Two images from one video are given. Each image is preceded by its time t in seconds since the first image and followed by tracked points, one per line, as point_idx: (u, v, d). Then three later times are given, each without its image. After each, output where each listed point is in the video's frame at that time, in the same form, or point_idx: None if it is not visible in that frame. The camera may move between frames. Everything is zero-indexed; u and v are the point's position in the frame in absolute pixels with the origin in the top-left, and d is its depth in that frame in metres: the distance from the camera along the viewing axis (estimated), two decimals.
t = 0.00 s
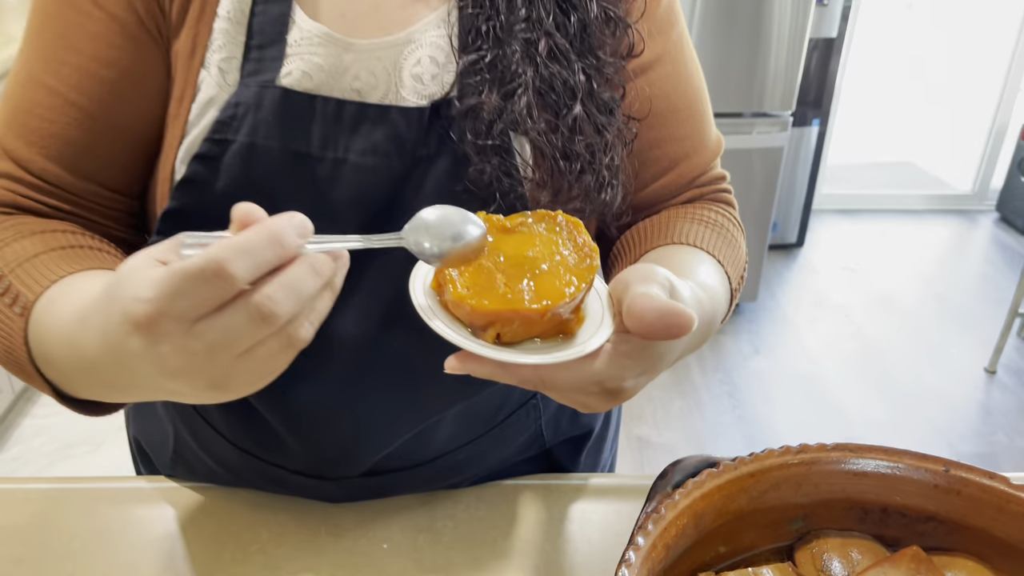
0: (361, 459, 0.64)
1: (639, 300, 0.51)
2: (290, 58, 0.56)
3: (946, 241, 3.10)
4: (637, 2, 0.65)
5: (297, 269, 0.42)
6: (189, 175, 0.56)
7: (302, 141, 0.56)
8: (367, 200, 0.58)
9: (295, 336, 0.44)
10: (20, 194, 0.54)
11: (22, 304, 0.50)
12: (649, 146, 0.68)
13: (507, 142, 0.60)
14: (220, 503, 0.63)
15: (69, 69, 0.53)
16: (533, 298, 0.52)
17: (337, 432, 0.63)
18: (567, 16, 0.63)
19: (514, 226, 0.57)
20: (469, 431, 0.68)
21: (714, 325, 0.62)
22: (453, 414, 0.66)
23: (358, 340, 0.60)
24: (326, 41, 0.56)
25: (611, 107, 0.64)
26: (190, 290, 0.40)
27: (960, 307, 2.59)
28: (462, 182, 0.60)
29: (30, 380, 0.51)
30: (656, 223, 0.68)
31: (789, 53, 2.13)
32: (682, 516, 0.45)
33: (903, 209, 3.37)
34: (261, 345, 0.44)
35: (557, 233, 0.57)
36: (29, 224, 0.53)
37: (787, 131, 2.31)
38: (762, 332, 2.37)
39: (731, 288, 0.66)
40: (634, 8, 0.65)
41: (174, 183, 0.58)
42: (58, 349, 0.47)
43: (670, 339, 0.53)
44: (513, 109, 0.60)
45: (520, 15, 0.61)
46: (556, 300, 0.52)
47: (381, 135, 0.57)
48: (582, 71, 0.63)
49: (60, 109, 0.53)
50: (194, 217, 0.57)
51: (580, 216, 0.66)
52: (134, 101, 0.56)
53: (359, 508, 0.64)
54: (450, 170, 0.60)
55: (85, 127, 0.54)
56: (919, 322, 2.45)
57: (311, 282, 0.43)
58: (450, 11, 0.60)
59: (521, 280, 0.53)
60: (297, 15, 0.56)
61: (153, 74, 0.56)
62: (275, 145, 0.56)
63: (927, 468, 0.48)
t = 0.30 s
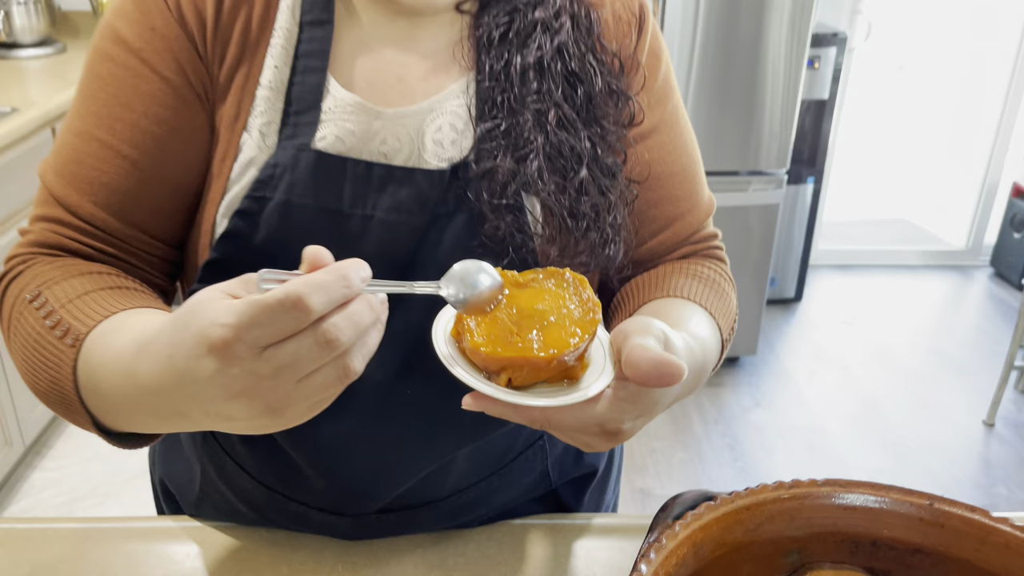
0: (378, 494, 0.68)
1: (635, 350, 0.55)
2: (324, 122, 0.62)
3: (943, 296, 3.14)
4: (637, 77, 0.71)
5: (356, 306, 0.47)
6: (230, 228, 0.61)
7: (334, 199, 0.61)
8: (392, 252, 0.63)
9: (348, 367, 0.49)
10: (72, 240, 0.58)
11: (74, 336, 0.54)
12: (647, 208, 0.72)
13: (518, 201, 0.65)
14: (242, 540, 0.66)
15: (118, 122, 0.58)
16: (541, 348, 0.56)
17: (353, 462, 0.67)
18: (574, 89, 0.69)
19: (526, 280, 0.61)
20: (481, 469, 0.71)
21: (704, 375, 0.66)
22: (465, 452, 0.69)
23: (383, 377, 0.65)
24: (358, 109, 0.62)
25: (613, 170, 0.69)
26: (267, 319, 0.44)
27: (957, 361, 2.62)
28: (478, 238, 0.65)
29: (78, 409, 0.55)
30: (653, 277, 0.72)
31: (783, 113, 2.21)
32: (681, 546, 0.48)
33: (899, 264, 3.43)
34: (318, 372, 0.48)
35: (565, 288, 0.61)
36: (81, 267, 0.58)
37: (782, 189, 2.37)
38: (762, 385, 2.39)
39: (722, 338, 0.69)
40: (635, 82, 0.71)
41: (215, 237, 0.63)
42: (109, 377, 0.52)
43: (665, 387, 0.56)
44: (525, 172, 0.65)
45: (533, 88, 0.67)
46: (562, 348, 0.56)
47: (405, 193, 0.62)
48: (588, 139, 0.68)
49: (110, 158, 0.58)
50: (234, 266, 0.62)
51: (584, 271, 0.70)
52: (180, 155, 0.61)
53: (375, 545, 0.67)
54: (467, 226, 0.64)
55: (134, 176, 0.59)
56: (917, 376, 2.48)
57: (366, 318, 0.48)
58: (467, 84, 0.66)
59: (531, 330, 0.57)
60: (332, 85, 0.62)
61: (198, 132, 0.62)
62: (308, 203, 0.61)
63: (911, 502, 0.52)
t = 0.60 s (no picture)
0: (389, 555, 0.74)
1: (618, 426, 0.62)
2: (354, 217, 0.71)
3: (933, 378, 3.20)
4: (627, 180, 0.78)
5: (402, 367, 0.54)
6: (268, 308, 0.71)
7: (361, 283, 0.71)
8: (410, 328, 0.72)
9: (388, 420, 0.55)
10: (126, 312, 0.66)
11: (132, 389, 0.61)
12: (636, 295, 0.79)
13: (522, 286, 0.73)
14: None
15: (175, 209, 0.67)
16: (541, 415, 0.62)
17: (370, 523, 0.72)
18: (571, 190, 0.77)
19: (526, 358, 0.68)
20: (483, 535, 0.76)
21: (683, 447, 0.71)
22: (469, 518, 0.74)
23: (398, 448, 0.71)
24: (384, 206, 0.71)
25: (605, 261, 0.76)
26: (333, 363, 0.51)
27: (951, 443, 2.65)
28: (486, 317, 0.73)
29: (127, 459, 0.61)
30: (641, 357, 0.78)
31: (771, 203, 2.33)
32: None
33: (890, 347, 3.50)
34: (363, 419, 0.54)
35: (563, 365, 0.68)
36: (136, 334, 0.66)
37: (771, 274, 2.47)
38: (758, 466, 2.42)
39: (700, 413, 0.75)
40: (625, 184, 0.78)
41: (253, 315, 0.72)
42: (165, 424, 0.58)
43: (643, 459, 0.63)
44: (527, 261, 0.73)
45: (535, 188, 0.76)
46: (559, 416, 0.62)
47: (423, 278, 0.71)
48: (584, 233, 0.76)
49: (166, 240, 0.66)
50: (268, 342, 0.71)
51: (579, 349, 0.77)
52: (226, 240, 0.70)
53: None
54: (475, 307, 0.72)
55: (185, 257, 0.67)
56: (911, 457, 2.52)
57: (407, 379, 0.55)
58: (478, 184, 0.75)
59: (532, 399, 0.64)
60: (362, 185, 0.72)
61: (243, 222, 0.71)
62: (339, 286, 0.70)
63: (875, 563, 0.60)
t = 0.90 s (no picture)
0: None
1: (594, 497, 0.67)
2: (370, 285, 0.81)
3: (925, 444, 3.25)
4: (616, 256, 0.86)
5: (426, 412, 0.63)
6: (290, 369, 0.79)
7: (375, 346, 0.79)
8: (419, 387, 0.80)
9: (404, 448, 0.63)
10: (163, 372, 0.73)
11: (170, 430, 0.68)
12: (626, 364, 0.86)
13: (521, 348, 0.80)
14: None
15: (209, 279, 0.74)
16: (530, 478, 0.68)
17: (379, 565, 0.79)
18: (566, 264, 0.85)
19: (522, 426, 0.75)
20: None
21: (664, 509, 0.77)
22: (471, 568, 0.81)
23: (406, 499, 0.78)
24: (398, 276, 0.81)
25: (596, 326, 0.83)
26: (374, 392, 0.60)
27: (943, 509, 2.69)
28: (489, 377, 0.81)
29: (162, 494, 0.67)
30: (631, 422, 0.84)
31: (759, 274, 2.43)
32: None
33: (881, 414, 3.55)
34: (389, 444, 0.62)
35: (555, 434, 0.74)
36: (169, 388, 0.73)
37: (760, 342, 2.54)
38: (754, 533, 2.45)
39: (683, 471, 0.81)
40: (615, 259, 0.86)
41: (275, 375, 0.80)
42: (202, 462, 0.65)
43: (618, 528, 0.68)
44: (527, 327, 0.80)
45: (533, 263, 0.83)
46: (547, 480, 0.69)
47: (432, 342, 0.79)
48: (578, 302, 0.83)
49: (200, 308, 0.74)
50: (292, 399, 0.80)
51: (574, 408, 0.83)
52: (253, 307, 0.78)
53: None
54: (479, 369, 0.80)
55: (217, 322, 0.75)
56: (904, 523, 2.56)
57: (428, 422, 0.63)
58: (483, 258, 0.84)
59: (523, 463, 0.70)
60: (378, 258, 0.81)
61: (268, 290, 0.79)
62: (354, 347, 0.79)
63: None
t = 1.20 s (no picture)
0: None
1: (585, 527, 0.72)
2: (371, 317, 0.86)
3: (918, 475, 3.28)
4: (605, 288, 0.92)
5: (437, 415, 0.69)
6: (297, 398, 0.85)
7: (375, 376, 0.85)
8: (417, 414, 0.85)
9: (409, 437, 0.68)
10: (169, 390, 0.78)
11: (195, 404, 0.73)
12: (616, 392, 0.91)
13: (515, 375, 0.85)
14: None
15: (216, 310, 0.80)
16: (524, 508, 0.72)
17: None
18: (557, 295, 0.89)
19: (519, 460, 0.79)
20: None
21: (654, 535, 0.81)
22: None
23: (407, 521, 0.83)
24: (396, 308, 0.86)
25: (585, 354, 0.88)
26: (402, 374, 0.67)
27: (936, 538, 2.72)
28: (484, 403, 0.86)
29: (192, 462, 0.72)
30: (621, 448, 0.89)
31: (748, 308, 2.48)
32: None
33: (873, 444, 3.58)
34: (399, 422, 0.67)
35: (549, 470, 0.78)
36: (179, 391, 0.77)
37: (751, 374, 2.59)
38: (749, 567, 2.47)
39: (671, 494, 0.86)
40: (603, 291, 0.92)
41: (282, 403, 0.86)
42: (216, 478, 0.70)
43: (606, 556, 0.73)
44: (520, 354, 0.85)
45: (526, 294, 0.88)
46: (541, 512, 0.72)
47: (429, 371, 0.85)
48: (568, 331, 0.88)
49: (205, 335, 0.79)
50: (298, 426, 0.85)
51: (565, 432, 0.88)
52: (255, 338, 0.83)
53: None
54: (475, 395, 0.86)
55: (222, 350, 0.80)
56: (899, 554, 2.58)
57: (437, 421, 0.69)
58: (478, 290, 0.89)
59: (518, 494, 0.73)
60: (377, 292, 0.87)
61: (270, 322, 0.85)
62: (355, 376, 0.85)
63: None
